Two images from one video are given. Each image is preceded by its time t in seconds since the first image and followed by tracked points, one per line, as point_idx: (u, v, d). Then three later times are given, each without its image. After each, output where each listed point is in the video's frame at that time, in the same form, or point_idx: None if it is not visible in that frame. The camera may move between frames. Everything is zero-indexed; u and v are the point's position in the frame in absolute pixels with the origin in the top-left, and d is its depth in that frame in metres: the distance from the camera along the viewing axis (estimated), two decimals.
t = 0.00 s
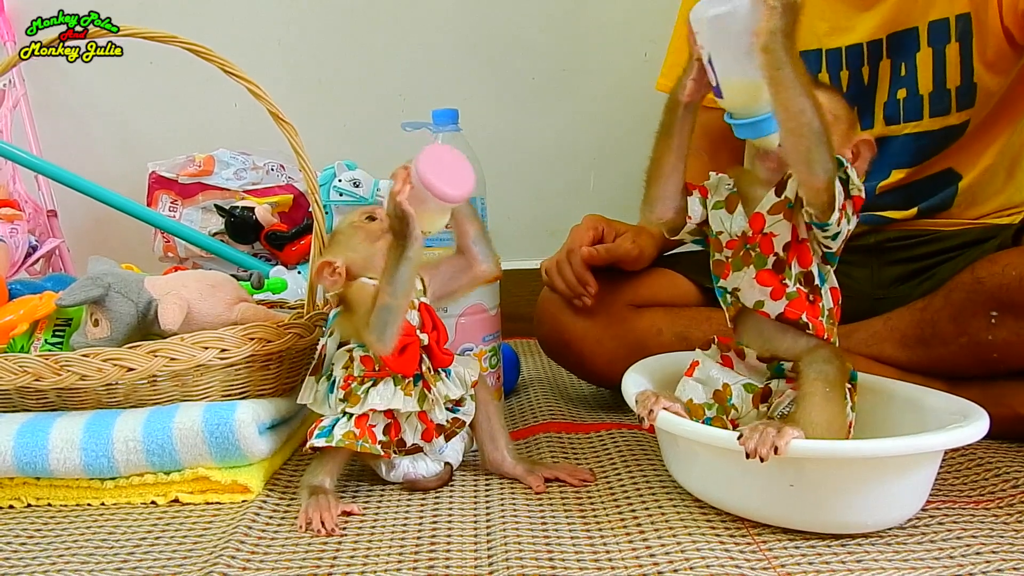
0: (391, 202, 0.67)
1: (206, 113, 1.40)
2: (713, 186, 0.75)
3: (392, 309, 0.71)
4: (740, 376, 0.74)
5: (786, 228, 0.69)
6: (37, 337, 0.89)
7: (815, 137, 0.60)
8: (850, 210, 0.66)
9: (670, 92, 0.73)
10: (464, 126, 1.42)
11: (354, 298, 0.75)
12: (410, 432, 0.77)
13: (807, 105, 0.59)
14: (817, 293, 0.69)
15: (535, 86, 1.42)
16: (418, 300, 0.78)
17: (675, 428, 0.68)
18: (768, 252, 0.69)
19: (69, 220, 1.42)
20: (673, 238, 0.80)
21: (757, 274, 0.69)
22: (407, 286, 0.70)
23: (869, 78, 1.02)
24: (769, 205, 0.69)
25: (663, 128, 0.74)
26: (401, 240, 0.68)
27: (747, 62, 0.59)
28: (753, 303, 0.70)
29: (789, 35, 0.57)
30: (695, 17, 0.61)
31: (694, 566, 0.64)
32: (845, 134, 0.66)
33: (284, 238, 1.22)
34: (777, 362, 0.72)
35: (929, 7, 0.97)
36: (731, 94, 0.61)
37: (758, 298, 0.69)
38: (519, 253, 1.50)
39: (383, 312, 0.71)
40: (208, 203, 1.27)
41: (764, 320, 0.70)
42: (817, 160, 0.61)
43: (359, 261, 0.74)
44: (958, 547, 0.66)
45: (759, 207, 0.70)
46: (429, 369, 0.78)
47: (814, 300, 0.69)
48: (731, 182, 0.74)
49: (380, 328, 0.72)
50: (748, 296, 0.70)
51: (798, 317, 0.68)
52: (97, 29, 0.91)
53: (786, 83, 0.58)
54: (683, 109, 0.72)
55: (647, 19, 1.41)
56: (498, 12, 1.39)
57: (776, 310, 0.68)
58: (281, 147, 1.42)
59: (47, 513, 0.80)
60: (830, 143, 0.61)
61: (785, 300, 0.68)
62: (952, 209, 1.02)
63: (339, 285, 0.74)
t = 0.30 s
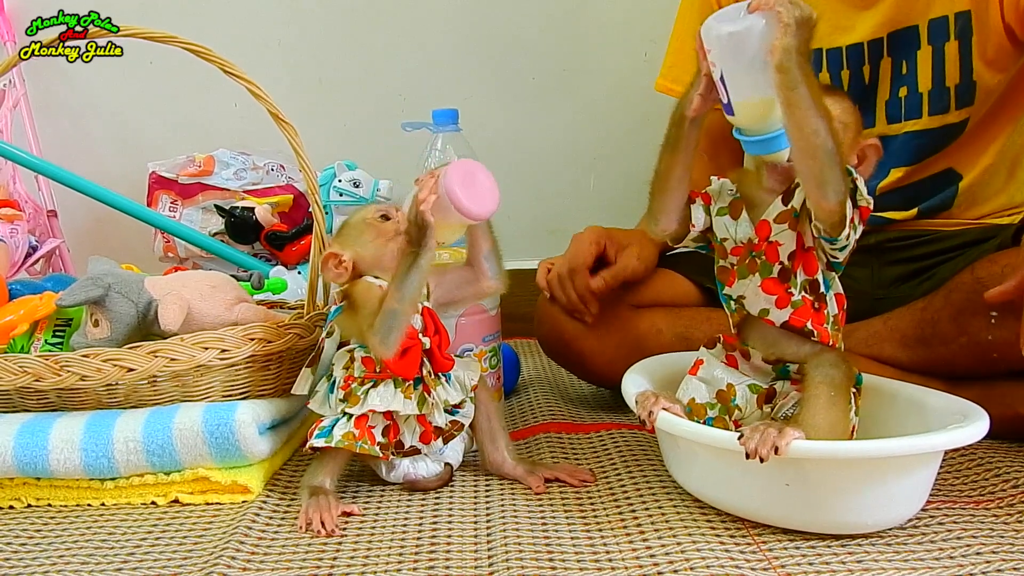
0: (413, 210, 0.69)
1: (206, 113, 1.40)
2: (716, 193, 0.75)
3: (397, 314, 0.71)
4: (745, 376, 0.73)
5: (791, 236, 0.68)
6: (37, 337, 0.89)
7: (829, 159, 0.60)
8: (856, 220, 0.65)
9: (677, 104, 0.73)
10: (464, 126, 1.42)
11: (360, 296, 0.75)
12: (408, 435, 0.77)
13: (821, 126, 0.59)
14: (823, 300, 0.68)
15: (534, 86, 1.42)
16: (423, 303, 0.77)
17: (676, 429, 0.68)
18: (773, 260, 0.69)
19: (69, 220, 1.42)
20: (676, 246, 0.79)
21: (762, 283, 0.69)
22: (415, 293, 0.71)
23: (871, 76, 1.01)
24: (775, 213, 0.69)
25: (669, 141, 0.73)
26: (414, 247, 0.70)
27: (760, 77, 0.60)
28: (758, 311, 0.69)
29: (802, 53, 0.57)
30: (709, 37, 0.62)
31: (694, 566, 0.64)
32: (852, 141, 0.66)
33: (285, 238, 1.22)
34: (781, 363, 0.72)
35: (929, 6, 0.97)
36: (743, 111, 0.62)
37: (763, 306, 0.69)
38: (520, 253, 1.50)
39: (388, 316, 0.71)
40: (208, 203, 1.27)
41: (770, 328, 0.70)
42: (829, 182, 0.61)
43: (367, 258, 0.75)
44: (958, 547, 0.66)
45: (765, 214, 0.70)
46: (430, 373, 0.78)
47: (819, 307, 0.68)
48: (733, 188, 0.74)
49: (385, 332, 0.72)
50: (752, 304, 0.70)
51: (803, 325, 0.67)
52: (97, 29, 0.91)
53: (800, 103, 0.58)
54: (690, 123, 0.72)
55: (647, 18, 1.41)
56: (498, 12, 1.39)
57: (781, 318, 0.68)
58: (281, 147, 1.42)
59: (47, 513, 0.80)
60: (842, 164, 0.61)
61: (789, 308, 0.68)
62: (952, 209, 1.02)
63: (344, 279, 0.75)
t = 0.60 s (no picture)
0: (399, 206, 0.70)
1: (206, 114, 1.40)
2: (712, 200, 0.75)
3: (391, 311, 0.71)
4: (743, 378, 0.74)
5: (786, 245, 0.68)
6: (37, 339, 0.89)
7: (818, 176, 0.60)
8: (853, 226, 0.65)
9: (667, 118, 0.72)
10: (463, 127, 1.42)
11: (351, 298, 0.75)
12: (407, 435, 0.77)
13: (808, 143, 0.59)
14: (820, 306, 0.69)
15: (533, 87, 1.42)
16: (416, 301, 0.78)
17: (675, 430, 0.68)
18: (770, 268, 0.69)
19: (69, 221, 1.42)
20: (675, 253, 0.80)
21: (757, 291, 0.70)
22: (408, 288, 0.71)
23: (869, 77, 1.02)
24: (770, 221, 0.70)
25: (661, 156, 0.73)
26: (403, 243, 0.70)
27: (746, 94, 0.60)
28: (754, 319, 0.70)
29: (785, 70, 0.57)
30: (690, 59, 0.62)
31: (694, 568, 0.64)
32: (849, 141, 0.66)
33: (284, 239, 1.22)
34: (780, 366, 0.71)
35: (927, 6, 0.97)
36: (729, 125, 0.63)
37: (759, 314, 0.69)
38: (520, 254, 1.50)
39: (382, 314, 0.71)
40: (208, 204, 1.27)
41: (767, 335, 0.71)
42: (820, 200, 0.61)
43: (358, 261, 0.75)
44: (958, 548, 0.66)
45: (760, 222, 0.71)
46: (427, 370, 0.78)
47: (816, 313, 0.68)
48: (729, 193, 0.74)
49: (379, 330, 0.72)
50: (749, 312, 0.71)
51: (800, 331, 0.68)
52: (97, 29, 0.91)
53: (785, 121, 0.58)
54: (679, 136, 0.71)
55: (645, 18, 1.41)
56: (496, 12, 1.39)
57: (778, 325, 0.68)
58: (281, 148, 1.42)
59: (47, 515, 0.80)
60: (833, 181, 0.61)
61: (786, 316, 0.68)
62: (952, 210, 1.03)
63: (336, 282, 0.75)
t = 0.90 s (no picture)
0: (404, 213, 0.69)
1: (205, 118, 1.40)
2: (709, 210, 0.75)
3: (392, 318, 0.71)
4: (741, 383, 0.74)
5: (783, 257, 0.69)
6: (37, 343, 0.89)
7: (813, 198, 0.60)
8: (851, 237, 0.65)
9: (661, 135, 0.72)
10: (462, 131, 1.42)
11: (354, 303, 0.75)
12: (405, 439, 0.77)
13: (803, 166, 0.59)
14: (819, 315, 0.68)
15: (532, 89, 1.43)
16: (417, 308, 0.78)
17: (674, 435, 0.68)
18: (768, 279, 0.70)
19: (69, 224, 1.43)
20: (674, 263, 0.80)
21: (756, 301, 0.70)
22: (411, 297, 0.71)
23: (865, 83, 1.02)
24: (768, 232, 0.70)
25: (657, 175, 0.73)
26: (408, 251, 0.70)
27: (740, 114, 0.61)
28: (753, 330, 0.70)
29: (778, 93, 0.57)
30: (681, 86, 0.63)
31: (694, 573, 0.64)
32: (847, 146, 0.66)
33: (284, 243, 1.22)
34: (779, 372, 0.71)
35: (922, 8, 0.97)
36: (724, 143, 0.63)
37: (757, 325, 0.69)
38: (519, 257, 1.50)
39: (383, 321, 0.71)
40: (207, 207, 1.27)
41: (766, 345, 0.70)
42: (817, 223, 0.61)
43: (360, 266, 0.76)
44: (957, 553, 0.66)
45: (758, 232, 0.71)
46: (426, 377, 0.78)
47: (815, 323, 0.68)
48: (725, 202, 0.74)
49: (380, 337, 0.72)
50: (748, 323, 0.70)
51: (798, 341, 0.67)
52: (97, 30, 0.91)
53: (779, 146, 0.58)
54: (674, 154, 0.71)
55: (643, 20, 1.41)
56: (494, 15, 1.39)
57: (776, 335, 0.68)
58: (280, 152, 1.42)
59: (47, 519, 0.80)
60: (829, 202, 0.61)
61: (785, 326, 0.68)
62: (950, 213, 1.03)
63: (338, 286, 0.75)
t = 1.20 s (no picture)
0: (411, 224, 0.70)
1: (205, 121, 1.40)
2: (706, 217, 0.75)
3: (395, 327, 0.71)
4: (742, 386, 0.74)
5: (781, 264, 0.69)
6: (37, 345, 0.89)
7: (809, 214, 0.61)
8: (850, 244, 0.66)
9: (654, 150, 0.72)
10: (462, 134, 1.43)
11: (356, 306, 0.76)
12: (406, 442, 0.77)
13: (798, 183, 0.60)
14: (819, 320, 0.69)
15: (533, 91, 1.43)
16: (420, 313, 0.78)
17: (674, 438, 0.68)
18: (766, 285, 0.70)
19: (69, 226, 1.43)
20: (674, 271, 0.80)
21: (755, 308, 0.70)
22: (414, 306, 0.71)
23: (864, 88, 1.02)
24: (766, 239, 0.71)
25: (653, 187, 0.74)
26: (414, 259, 0.70)
27: (731, 128, 0.61)
28: (753, 335, 0.71)
29: (771, 110, 0.58)
30: (673, 106, 0.63)
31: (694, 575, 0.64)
32: (844, 149, 0.66)
33: (284, 245, 1.22)
34: (779, 375, 0.72)
35: (921, 12, 0.97)
36: (718, 155, 0.64)
37: (757, 331, 0.70)
38: (519, 260, 1.50)
39: (385, 329, 0.71)
40: (208, 210, 1.27)
41: (767, 351, 0.71)
42: (813, 236, 0.62)
43: (363, 268, 0.76)
44: (958, 556, 0.66)
45: (756, 239, 0.71)
46: (427, 381, 0.78)
47: (815, 328, 0.68)
48: (723, 209, 0.74)
49: (381, 344, 0.72)
50: (748, 328, 0.71)
51: (799, 346, 0.68)
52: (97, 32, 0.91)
53: (773, 163, 0.59)
54: (670, 166, 0.72)
55: (643, 24, 1.42)
56: (494, 19, 1.40)
57: (776, 341, 0.69)
58: (281, 155, 1.42)
59: (47, 522, 0.80)
60: (825, 217, 0.62)
61: (784, 332, 0.68)
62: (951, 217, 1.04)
63: (340, 288, 0.76)
